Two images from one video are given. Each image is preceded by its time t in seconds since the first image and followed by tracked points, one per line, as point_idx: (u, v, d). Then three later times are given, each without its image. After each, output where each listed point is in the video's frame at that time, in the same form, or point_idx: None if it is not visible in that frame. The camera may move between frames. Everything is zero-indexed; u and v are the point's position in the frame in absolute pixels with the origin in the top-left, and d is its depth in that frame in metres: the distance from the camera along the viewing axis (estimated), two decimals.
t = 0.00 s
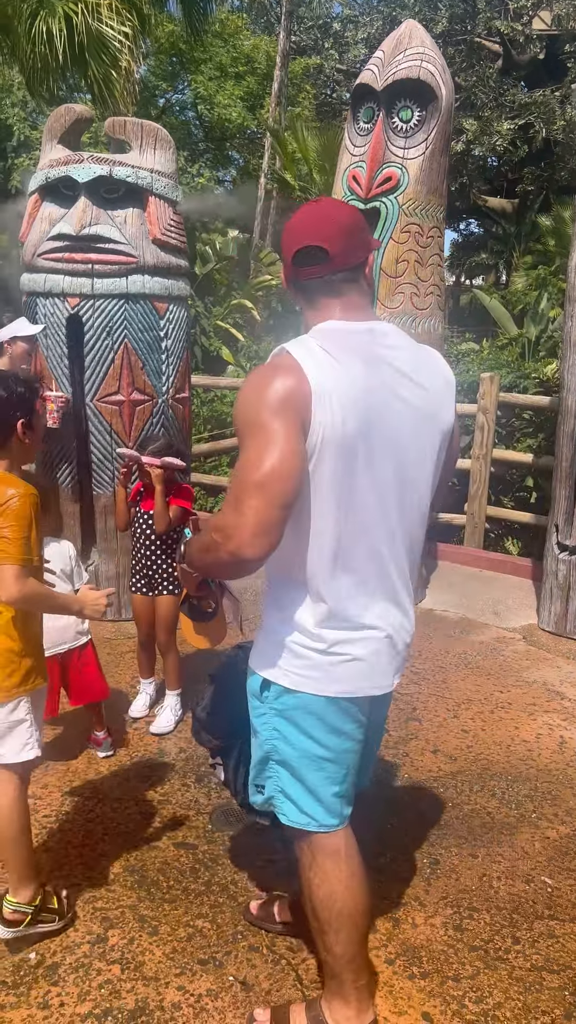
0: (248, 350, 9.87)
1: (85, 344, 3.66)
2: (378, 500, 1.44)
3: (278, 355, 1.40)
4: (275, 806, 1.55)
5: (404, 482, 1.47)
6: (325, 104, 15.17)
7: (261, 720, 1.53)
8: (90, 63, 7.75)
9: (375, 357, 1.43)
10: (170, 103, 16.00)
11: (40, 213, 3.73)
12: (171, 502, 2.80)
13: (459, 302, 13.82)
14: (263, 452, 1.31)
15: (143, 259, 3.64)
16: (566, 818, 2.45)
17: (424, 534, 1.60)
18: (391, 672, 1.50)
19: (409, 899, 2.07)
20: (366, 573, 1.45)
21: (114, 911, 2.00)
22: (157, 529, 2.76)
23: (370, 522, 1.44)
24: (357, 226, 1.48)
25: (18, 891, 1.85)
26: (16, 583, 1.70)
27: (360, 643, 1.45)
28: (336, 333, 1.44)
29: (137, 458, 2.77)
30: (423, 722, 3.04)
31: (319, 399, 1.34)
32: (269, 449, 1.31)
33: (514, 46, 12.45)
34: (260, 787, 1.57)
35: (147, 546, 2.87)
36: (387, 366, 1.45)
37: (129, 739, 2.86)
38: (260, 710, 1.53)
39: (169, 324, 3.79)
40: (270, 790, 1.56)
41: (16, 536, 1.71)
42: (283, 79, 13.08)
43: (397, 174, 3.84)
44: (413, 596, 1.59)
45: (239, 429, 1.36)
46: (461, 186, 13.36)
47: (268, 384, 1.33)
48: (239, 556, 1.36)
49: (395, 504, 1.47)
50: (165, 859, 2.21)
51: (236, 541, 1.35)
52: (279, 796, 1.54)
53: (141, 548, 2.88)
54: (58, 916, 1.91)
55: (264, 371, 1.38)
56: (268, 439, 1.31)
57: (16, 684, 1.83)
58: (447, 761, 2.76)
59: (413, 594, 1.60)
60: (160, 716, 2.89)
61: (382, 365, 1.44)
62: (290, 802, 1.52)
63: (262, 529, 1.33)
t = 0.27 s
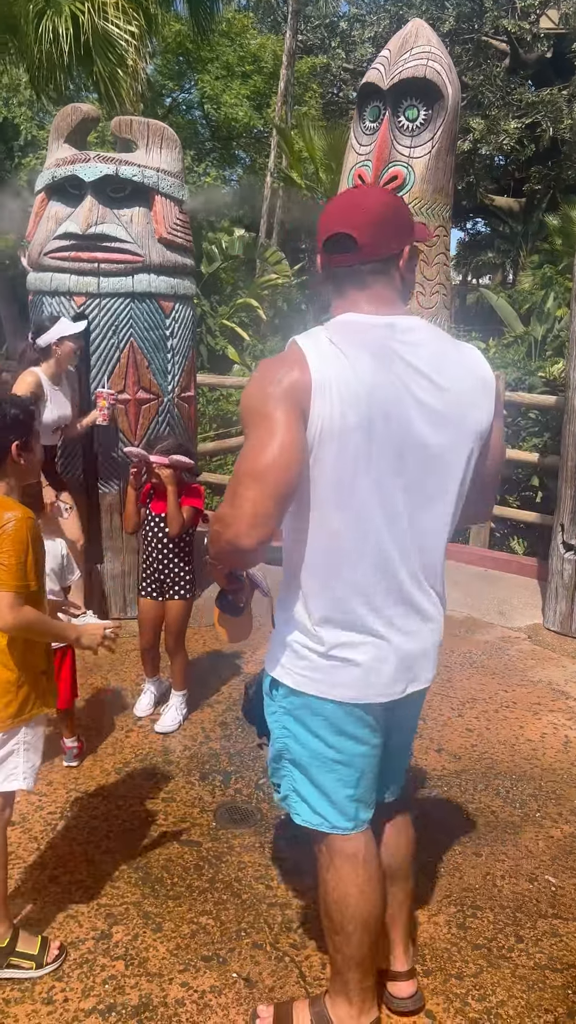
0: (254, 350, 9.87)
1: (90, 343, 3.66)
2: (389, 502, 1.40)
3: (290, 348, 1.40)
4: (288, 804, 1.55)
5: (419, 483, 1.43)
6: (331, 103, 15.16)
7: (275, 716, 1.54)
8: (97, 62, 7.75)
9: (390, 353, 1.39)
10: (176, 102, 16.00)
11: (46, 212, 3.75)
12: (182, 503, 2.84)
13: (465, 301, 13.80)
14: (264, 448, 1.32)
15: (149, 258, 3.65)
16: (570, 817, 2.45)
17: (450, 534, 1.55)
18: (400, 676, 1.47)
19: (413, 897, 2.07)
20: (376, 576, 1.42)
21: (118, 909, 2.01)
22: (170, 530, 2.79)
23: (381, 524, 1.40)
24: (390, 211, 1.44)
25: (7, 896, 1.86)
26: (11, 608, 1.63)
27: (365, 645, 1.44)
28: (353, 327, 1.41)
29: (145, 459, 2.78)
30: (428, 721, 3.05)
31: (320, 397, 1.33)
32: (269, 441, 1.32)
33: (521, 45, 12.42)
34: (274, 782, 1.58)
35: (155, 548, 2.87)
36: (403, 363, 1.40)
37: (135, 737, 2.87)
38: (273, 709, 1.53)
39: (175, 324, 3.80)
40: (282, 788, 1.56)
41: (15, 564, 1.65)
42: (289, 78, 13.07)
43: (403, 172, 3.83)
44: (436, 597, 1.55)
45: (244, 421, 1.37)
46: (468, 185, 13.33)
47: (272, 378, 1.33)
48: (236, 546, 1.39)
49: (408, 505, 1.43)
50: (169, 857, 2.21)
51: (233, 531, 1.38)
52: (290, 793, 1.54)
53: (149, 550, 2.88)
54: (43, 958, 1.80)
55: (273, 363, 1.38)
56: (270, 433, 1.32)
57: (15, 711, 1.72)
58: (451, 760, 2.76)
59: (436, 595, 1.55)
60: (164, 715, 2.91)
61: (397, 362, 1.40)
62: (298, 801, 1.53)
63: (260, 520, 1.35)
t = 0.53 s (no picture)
0: (263, 350, 9.88)
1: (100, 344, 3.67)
2: (409, 502, 1.39)
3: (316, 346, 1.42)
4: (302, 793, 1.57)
5: (441, 485, 1.41)
6: (342, 102, 15.14)
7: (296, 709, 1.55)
8: (108, 62, 7.77)
9: (413, 354, 1.38)
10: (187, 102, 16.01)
11: (56, 213, 3.75)
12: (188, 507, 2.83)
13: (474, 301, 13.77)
14: (283, 447, 1.33)
15: (158, 258, 3.66)
16: None
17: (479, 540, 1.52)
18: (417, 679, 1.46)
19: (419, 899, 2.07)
20: (392, 576, 1.42)
21: (125, 908, 2.01)
22: (175, 536, 2.77)
23: (399, 524, 1.40)
24: (429, 215, 1.45)
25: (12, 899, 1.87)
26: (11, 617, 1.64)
27: (379, 645, 1.43)
28: (380, 328, 1.41)
29: (153, 459, 2.79)
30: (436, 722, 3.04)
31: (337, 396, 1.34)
32: (286, 439, 1.33)
33: (532, 44, 12.36)
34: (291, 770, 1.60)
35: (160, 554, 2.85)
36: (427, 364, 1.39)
37: (142, 737, 2.88)
38: (292, 699, 1.55)
39: (184, 324, 3.81)
40: (298, 776, 1.58)
41: (16, 574, 1.65)
42: (300, 78, 13.07)
43: (412, 172, 3.83)
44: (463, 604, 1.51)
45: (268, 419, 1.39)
46: (478, 185, 13.30)
47: (293, 377, 1.35)
48: (254, 542, 1.41)
49: (430, 506, 1.41)
50: (176, 856, 2.22)
51: (251, 527, 1.40)
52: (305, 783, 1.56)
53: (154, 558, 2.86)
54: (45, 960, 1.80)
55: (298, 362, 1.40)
56: (288, 432, 1.33)
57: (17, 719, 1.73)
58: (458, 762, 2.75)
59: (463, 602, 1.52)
60: (171, 715, 2.91)
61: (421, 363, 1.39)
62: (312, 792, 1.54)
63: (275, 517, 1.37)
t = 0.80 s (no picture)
0: (275, 349, 9.88)
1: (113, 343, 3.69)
2: (436, 502, 1.39)
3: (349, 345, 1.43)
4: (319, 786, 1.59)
5: (471, 487, 1.40)
6: (356, 102, 15.12)
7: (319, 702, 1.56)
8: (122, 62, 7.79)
9: (444, 354, 1.38)
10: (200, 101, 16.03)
11: (70, 212, 3.77)
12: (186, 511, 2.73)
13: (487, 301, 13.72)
14: (310, 443, 1.36)
15: (172, 257, 3.67)
16: None
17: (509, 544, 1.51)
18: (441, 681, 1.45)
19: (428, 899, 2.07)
20: (417, 577, 1.42)
21: (135, 905, 2.02)
22: (172, 539, 2.68)
23: (425, 524, 1.40)
24: (467, 218, 1.46)
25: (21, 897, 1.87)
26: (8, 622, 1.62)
27: (402, 645, 1.43)
28: (414, 328, 1.42)
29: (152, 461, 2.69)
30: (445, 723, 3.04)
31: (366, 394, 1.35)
32: (314, 436, 1.35)
33: (547, 43, 12.31)
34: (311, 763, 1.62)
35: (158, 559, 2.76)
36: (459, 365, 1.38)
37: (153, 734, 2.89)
38: (315, 693, 1.56)
39: (196, 323, 3.83)
40: (317, 769, 1.60)
41: (11, 579, 1.63)
42: (313, 77, 13.07)
43: (425, 173, 3.82)
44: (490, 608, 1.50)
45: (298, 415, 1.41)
46: (492, 185, 13.25)
47: (324, 375, 1.37)
48: (281, 537, 1.44)
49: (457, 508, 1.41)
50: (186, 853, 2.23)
51: (279, 522, 1.42)
52: (324, 777, 1.58)
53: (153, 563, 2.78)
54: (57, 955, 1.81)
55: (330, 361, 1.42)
56: (317, 429, 1.35)
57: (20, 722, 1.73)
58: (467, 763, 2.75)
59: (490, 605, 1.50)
60: (180, 714, 2.91)
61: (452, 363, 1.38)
62: (329, 786, 1.56)
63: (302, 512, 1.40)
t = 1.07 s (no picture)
0: (288, 349, 9.89)
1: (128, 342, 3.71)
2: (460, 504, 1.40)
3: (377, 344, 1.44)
4: (337, 786, 1.59)
5: (495, 489, 1.40)
6: (370, 101, 15.11)
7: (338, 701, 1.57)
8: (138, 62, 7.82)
9: (473, 355, 1.38)
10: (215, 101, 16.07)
11: (86, 211, 3.79)
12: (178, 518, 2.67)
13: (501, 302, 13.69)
14: (337, 442, 1.36)
15: (187, 257, 3.68)
16: None
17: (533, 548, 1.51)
18: (462, 683, 1.45)
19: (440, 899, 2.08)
20: (439, 578, 1.43)
21: (147, 902, 2.03)
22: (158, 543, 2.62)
23: (449, 526, 1.40)
24: (496, 221, 1.46)
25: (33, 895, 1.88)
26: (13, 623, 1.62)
27: (424, 646, 1.44)
28: (442, 329, 1.43)
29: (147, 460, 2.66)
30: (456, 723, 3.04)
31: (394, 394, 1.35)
32: (341, 436, 1.36)
33: (563, 43, 12.26)
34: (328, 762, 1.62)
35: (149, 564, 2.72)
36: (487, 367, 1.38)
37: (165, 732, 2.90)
38: (335, 692, 1.57)
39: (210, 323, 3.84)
40: (335, 769, 1.60)
41: (16, 579, 1.63)
42: (329, 77, 13.07)
43: (441, 173, 3.81)
44: (514, 612, 1.50)
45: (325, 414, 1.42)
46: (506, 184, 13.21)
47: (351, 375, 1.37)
48: (305, 534, 1.44)
49: (482, 510, 1.41)
50: (198, 850, 2.24)
51: (304, 520, 1.43)
52: (341, 776, 1.58)
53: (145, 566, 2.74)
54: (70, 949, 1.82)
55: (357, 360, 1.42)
56: (343, 428, 1.36)
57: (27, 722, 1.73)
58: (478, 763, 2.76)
59: (514, 609, 1.51)
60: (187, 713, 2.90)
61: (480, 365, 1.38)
62: (347, 785, 1.56)
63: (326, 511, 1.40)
